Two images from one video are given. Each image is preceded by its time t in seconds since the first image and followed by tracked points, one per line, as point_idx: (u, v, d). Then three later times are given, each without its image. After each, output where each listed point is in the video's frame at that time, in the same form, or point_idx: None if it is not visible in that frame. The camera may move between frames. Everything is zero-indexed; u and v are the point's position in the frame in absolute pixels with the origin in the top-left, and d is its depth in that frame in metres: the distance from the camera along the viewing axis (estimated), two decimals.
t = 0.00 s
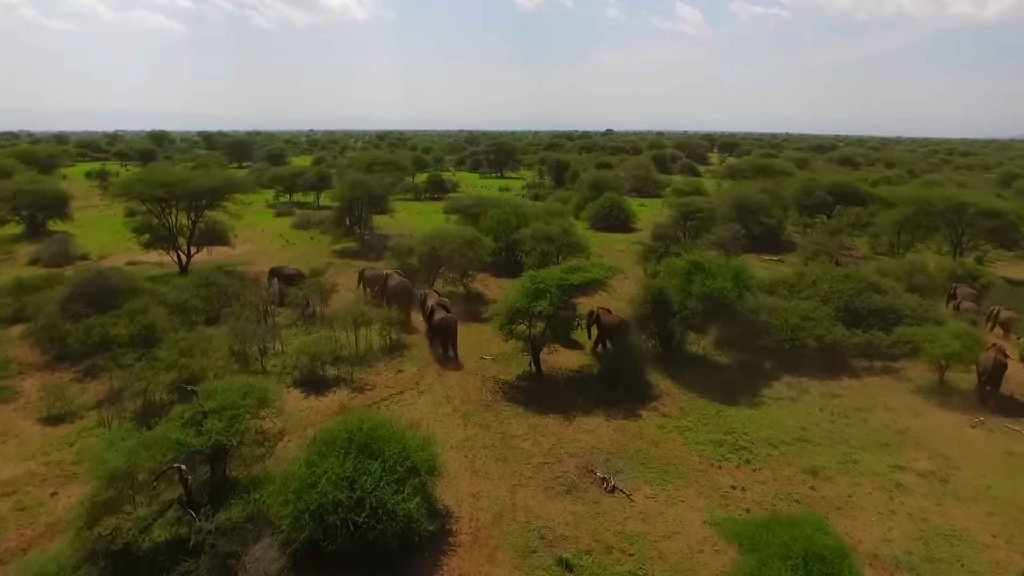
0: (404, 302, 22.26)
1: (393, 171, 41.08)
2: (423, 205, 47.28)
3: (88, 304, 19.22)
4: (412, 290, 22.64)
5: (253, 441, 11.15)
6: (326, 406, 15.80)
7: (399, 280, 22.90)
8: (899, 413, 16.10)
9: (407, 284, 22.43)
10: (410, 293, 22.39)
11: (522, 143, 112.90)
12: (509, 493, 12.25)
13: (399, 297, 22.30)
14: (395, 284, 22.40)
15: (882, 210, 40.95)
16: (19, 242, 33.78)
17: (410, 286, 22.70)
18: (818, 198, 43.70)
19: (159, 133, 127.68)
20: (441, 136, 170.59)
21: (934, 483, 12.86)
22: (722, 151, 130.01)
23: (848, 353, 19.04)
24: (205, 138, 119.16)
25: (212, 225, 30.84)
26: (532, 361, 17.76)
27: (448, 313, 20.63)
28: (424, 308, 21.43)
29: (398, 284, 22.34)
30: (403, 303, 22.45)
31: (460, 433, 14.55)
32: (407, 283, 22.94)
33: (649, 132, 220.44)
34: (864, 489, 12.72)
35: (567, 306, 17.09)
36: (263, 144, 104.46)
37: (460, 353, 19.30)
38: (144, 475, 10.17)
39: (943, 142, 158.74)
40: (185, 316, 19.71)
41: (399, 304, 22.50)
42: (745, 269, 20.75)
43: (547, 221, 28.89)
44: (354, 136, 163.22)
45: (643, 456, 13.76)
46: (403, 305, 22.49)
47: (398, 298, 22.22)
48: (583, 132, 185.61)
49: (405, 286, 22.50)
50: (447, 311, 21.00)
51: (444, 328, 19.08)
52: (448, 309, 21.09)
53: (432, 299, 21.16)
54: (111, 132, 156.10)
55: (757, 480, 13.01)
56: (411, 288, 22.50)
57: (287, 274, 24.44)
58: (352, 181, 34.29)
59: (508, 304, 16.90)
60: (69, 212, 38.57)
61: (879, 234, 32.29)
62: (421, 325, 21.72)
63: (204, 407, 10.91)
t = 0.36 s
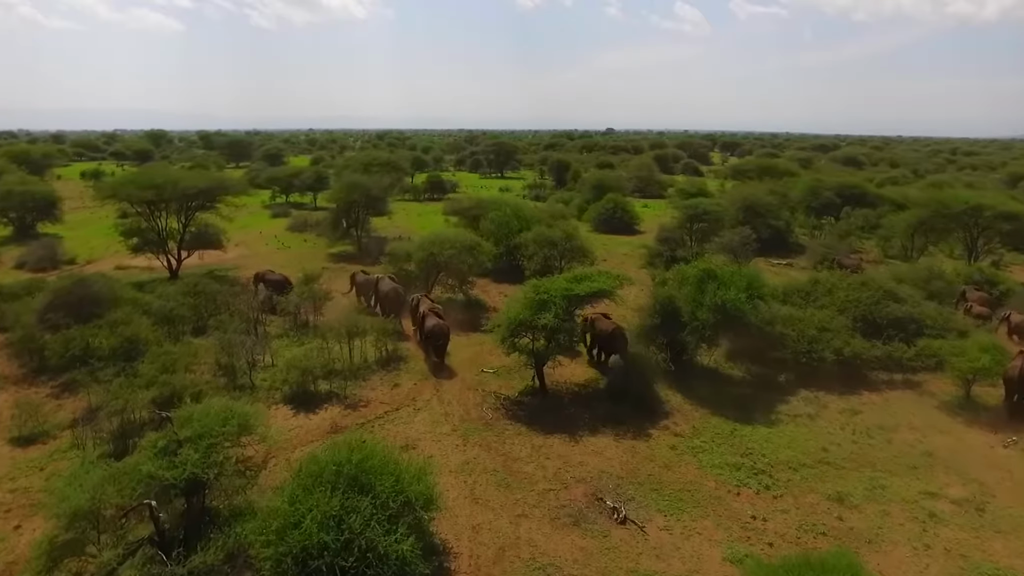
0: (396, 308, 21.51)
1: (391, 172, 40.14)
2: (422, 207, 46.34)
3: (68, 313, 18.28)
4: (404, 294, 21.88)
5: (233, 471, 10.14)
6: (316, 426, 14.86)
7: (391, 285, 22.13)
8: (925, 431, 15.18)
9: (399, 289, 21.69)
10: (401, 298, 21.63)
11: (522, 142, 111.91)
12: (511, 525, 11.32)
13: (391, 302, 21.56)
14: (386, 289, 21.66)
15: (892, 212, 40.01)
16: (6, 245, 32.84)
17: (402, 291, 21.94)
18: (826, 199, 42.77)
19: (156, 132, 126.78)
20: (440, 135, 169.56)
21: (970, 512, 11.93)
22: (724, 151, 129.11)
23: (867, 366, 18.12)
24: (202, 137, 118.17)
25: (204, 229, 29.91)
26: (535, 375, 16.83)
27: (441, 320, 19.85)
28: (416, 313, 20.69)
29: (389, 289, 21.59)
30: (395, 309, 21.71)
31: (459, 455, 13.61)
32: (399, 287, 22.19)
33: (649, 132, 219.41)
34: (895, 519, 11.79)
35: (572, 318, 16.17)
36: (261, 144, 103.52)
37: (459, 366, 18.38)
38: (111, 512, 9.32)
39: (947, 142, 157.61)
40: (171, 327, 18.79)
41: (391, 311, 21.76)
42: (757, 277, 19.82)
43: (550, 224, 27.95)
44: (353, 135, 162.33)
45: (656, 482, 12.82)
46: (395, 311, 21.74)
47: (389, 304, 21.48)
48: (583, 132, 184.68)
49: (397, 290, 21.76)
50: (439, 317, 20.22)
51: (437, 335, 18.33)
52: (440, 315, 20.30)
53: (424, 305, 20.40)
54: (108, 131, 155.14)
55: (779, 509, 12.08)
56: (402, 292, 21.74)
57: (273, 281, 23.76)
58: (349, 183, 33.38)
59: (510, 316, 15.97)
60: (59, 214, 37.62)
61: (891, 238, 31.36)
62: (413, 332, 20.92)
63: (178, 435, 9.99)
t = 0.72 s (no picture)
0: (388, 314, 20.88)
1: (389, 174, 39.29)
2: (420, 208, 45.48)
3: (49, 323, 17.42)
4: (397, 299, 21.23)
5: (213, 506, 9.32)
6: (307, 445, 14.01)
7: (384, 290, 21.46)
8: (951, 451, 14.34)
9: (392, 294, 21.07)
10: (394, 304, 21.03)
11: (522, 143, 111.00)
12: (514, 560, 10.48)
13: (383, 308, 20.94)
14: (379, 294, 21.03)
15: (901, 215, 39.17)
16: None
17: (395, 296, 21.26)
18: (833, 201, 41.93)
19: (154, 132, 125.95)
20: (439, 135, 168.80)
21: (1008, 545, 11.09)
22: (725, 151, 128.27)
23: (886, 379, 17.28)
24: (200, 137, 117.31)
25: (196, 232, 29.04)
26: (538, 391, 15.99)
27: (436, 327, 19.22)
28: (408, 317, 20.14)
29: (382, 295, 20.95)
30: (388, 314, 21.10)
31: (459, 479, 12.77)
32: (392, 293, 21.49)
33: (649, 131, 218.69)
34: (928, 552, 10.94)
35: (578, 330, 15.34)
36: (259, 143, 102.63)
37: (458, 379, 17.53)
38: (75, 555, 8.47)
39: (948, 142, 157.12)
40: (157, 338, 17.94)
41: (383, 317, 21.15)
42: (770, 285, 18.97)
43: (552, 228, 27.11)
44: (352, 135, 161.46)
45: (668, 509, 11.98)
46: (387, 318, 21.11)
47: (381, 309, 20.85)
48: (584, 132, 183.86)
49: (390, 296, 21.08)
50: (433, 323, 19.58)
51: (434, 344, 17.90)
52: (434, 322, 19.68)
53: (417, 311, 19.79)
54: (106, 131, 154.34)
55: (801, 540, 11.25)
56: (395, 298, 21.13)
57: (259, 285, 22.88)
58: (346, 185, 32.55)
59: (512, 328, 15.12)
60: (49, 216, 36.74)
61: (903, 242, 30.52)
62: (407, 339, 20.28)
63: (152, 467, 9.15)
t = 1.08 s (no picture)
0: (379, 321, 20.09)
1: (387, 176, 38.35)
2: (418, 211, 44.48)
3: (24, 336, 16.45)
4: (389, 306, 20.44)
5: (185, 553, 8.37)
6: (296, 471, 13.06)
7: (375, 296, 20.67)
8: (986, 476, 13.37)
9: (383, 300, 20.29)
10: (385, 310, 20.23)
11: (523, 143, 110.09)
12: None
13: (374, 314, 20.16)
14: (370, 300, 20.25)
15: (911, 218, 38.23)
16: None
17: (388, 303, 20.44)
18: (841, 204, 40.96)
19: (151, 132, 125.01)
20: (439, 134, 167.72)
21: None
22: (727, 151, 127.36)
23: (911, 396, 16.32)
24: (198, 138, 116.48)
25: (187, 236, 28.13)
26: (543, 410, 15.01)
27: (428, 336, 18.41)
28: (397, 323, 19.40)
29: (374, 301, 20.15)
30: (378, 321, 20.30)
31: (458, 511, 11.80)
32: (385, 300, 20.65)
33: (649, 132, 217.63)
34: None
35: (586, 346, 14.39)
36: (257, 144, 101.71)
37: (456, 397, 16.56)
38: None
39: (950, 142, 156.24)
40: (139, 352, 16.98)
41: (373, 323, 20.36)
42: (786, 295, 18.01)
43: (556, 233, 26.15)
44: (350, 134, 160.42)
45: (686, 546, 11.01)
46: (378, 325, 20.31)
47: (372, 316, 20.07)
48: (584, 132, 182.95)
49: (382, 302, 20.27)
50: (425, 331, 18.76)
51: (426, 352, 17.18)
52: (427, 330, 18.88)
53: (408, 319, 19.00)
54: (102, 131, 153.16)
55: None
56: (387, 304, 20.35)
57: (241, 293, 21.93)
58: (342, 188, 31.59)
59: (515, 344, 14.15)
60: (37, 219, 35.79)
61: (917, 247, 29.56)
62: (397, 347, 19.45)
63: (115, 511, 8.24)
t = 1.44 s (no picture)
0: (368, 327, 19.30)
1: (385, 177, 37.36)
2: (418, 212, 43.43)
3: None
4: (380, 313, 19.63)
5: None
6: (282, 501, 12.05)
7: (365, 301, 19.88)
8: None
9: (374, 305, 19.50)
10: (375, 316, 19.44)
11: (523, 143, 109.12)
12: None
13: (363, 320, 19.37)
14: (360, 306, 19.46)
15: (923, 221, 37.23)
16: None
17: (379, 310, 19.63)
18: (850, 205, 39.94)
19: (149, 132, 124.09)
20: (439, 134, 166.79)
21: None
22: (729, 150, 126.43)
23: (940, 414, 15.31)
24: (195, 137, 115.49)
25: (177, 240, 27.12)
26: (549, 431, 13.99)
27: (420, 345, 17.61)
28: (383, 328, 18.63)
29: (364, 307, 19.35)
30: (367, 327, 19.51)
31: (457, 548, 10.80)
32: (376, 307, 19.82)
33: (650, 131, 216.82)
34: None
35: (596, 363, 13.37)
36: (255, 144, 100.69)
37: (456, 415, 15.55)
38: None
39: (953, 142, 155.33)
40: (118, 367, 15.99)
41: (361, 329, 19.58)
42: (806, 305, 16.99)
43: (560, 238, 25.12)
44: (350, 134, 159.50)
45: None
46: (367, 331, 19.51)
47: (361, 321, 19.28)
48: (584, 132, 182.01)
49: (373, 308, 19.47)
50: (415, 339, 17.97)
51: (417, 361, 16.44)
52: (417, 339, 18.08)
53: (398, 326, 18.19)
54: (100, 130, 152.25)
55: None
56: (377, 311, 19.56)
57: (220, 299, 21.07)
58: (338, 190, 30.54)
59: (519, 362, 13.14)
60: (25, 221, 34.78)
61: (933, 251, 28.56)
62: (388, 355, 18.63)
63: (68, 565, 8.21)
